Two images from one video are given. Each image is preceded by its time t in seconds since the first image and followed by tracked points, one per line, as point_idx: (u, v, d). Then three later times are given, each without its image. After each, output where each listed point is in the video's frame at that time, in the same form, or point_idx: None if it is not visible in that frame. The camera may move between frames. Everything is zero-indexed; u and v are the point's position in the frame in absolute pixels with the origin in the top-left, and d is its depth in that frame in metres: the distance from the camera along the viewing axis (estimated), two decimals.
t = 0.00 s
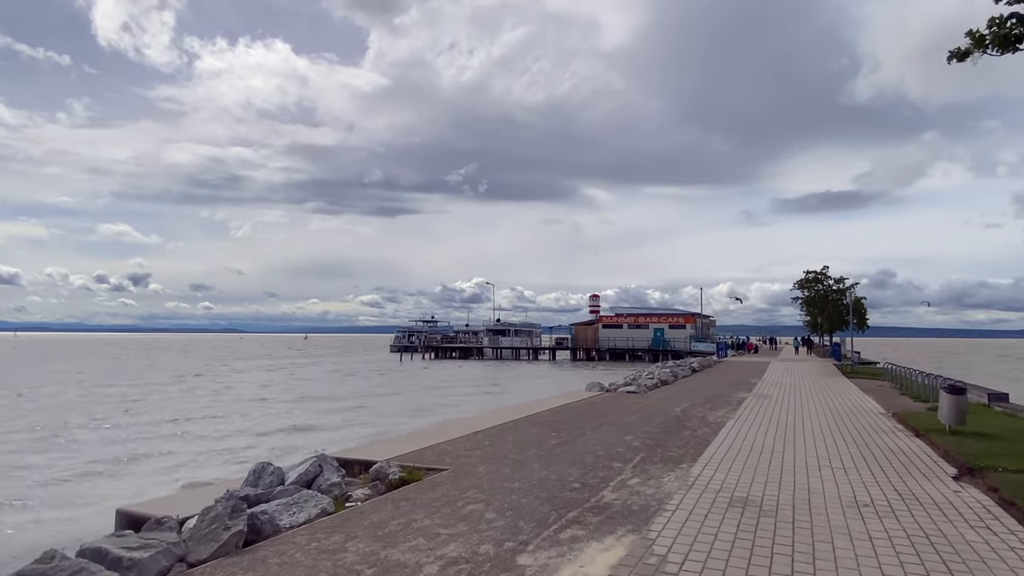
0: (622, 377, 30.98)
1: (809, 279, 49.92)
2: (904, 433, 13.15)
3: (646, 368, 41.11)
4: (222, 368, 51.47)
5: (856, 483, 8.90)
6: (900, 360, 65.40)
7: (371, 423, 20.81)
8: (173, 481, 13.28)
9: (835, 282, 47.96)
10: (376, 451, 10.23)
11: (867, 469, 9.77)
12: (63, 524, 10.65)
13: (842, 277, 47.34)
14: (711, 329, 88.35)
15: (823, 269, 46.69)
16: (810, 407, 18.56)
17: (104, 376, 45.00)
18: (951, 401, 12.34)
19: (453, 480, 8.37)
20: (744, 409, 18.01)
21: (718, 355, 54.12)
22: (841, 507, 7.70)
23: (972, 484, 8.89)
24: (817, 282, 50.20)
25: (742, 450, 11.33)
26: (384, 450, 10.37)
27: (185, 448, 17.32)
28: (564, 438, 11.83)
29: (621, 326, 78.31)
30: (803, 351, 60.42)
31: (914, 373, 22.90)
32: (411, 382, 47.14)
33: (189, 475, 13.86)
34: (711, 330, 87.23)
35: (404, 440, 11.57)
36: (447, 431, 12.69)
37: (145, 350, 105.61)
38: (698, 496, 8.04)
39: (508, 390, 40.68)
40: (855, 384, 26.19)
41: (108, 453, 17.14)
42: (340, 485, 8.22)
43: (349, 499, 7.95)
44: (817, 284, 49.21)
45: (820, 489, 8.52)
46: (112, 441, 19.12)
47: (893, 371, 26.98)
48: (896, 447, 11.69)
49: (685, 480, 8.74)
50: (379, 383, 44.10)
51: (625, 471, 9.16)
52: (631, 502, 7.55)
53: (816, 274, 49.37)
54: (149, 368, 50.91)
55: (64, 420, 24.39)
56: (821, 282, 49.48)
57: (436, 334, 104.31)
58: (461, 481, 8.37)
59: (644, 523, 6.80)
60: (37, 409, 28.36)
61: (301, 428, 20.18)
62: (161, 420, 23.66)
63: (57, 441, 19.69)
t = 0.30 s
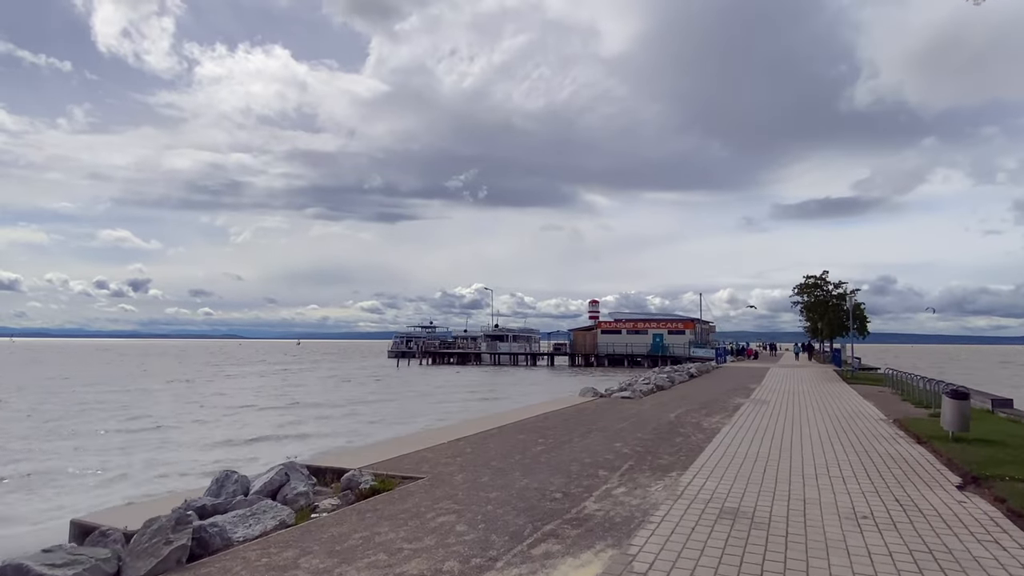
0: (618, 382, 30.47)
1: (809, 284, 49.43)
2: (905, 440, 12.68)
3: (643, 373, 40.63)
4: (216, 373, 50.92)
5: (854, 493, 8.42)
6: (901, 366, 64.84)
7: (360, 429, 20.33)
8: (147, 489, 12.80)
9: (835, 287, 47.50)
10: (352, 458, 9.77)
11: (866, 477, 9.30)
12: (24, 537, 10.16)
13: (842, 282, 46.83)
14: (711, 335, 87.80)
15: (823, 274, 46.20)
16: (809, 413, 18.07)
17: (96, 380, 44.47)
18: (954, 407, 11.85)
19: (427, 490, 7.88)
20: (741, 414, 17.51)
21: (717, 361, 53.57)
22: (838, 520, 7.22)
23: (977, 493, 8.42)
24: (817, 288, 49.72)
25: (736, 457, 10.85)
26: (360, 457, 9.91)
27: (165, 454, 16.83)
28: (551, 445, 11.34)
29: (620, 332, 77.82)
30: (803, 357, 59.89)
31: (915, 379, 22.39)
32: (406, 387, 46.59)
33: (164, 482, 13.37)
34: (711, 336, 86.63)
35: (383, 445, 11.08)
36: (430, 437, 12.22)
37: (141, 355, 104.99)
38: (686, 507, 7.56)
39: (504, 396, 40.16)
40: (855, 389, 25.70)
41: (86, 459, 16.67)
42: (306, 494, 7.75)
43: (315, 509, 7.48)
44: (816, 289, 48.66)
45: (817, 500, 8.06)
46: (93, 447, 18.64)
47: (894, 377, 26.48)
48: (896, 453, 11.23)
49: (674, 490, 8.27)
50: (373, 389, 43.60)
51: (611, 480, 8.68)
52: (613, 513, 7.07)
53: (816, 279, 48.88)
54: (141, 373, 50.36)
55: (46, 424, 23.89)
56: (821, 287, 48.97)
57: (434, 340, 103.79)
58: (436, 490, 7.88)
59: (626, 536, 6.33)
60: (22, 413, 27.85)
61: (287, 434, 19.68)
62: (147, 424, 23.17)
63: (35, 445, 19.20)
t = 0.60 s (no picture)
0: (614, 388, 30.03)
1: (808, 287, 48.99)
2: (906, 450, 12.21)
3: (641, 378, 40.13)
4: (210, 378, 50.39)
5: (855, 511, 7.93)
6: (900, 370, 64.41)
7: (348, 437, 19.85)
8: (119, 505, 12.33)
9: (834, 291, 47.03)
10: (328, 472, 9.30)
11: (867, 492, 8.82)
12: None
13: (841, 286, 46.37)
14: (710, 339, 87.34)
15: (822, 278, 45.76)
16: (808, 421, 17.58)
17: (86, 386, 43.90)
18: (957, 416, 11.40)
19: (400, 507, 7.41)
20: (738, 422, 17.02)
21: (716, 365, 53.09)
22: (838, 541, 6.73)
23: (985, 510, 7.93)
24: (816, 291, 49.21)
25: (730, 469, 10.37)
26: (335, 470, 9.45)
27: (146, 466, 16.37)
28: (537, 456, 10.83)
29: (618, 336, 77.41)
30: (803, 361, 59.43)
31: (916, 385, 21.93)
32: (401, 393, 46.07)
33: (139, 497, 12.90)
34: (709, 340, 86.16)
35: (362, 456, 10.62)
36: (413, 447, 11.75)
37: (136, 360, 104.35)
38: (675, 527, 7.06)
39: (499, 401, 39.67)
40: (855, 395, 25.22)
41: (64, 470, 16.17)
42: (270, 513, 7.29)
43: (278, 529, 7.02)
44: (815, 293, 48.16)
45: (814, 518, 7.57)
46: (72, 457, 18.14)
47: (895, 382, 25.99)
48: (898, 465, 10.76)
49: (663, 507, 7.77)
50: (367, 394, 43.07)
51: (597, 496, 8.19)
52: (597, 534, 6.57)
53: (815, 283, 48.42)
54: (134, 379, 49.82)
55: (29, 432, 23.38)
56: (820, 290, 48.46)
57: (432, 344, 103.28)
58: (408, 508, 7.40)
59: (608, 562, 5.82)
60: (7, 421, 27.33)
61: (272, 442, 19.18)
62: (131, 432, 22.65)
63: (14, 456, 18.70)
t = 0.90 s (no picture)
0: (608, 389, 29.61)
1: (805, 288, 48.67)
2: (906, 452, 11.76)
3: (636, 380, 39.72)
4: (201, 379, 49.87)
5: (853, 517, 7.47)
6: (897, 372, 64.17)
7: (334, 436, 19.44)
8: (88, 509, 11.87)
9: (831, 292, 46.71)
10: (299, 475, 8.86)
11: (866, 497, 8.36)
12: None
13: (837, 287, 46.07)
14: (706, 341, 87.01)
15: (820, 279, 45.44)
16: (804, 422, 17.15)
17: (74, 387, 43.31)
18: (958, 417, 10.98)
19: (367, 514, 6.94)
20: (733, 424, 16.57)
21: (712, 367, 52.73)
22: (835, 551, 6.26)
23: (990, 517, 7.47)
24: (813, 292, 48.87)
25: (722, 472, 9.90)
26: (307, 473, 9.03)
27: (122, 467, 15.89)
28: (521, 459, 10.36)
29: (614, 338, 77.09)
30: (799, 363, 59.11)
31: (914, 385, 21.52)
32: (394, 395, 45.58)
33: (109, 500, 12.43)
34: (706, 342, 85.80)
35: (337, 459, 10.19)
36: (393, 449, 11.34)
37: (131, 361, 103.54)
38: (662, 535, 6.58)
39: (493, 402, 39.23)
40: (852, 397, 24.83)
41: (39, 471, 15.72)
42: (228, 519, 6.83)
43: (234, 537, 6.53)
44: (812, 294, 47.82)
45: (810, 526, 7.11)
46: (48, 458, 17.64)
47: (893, 383, 25.62)
48: (897, 468, 10.31)
49: (649, 513, 7.30)
50: (359, 395, 42.56)
51: (580, 501, 7.71)
52: (576, 543, 6.09)
53: (812, 284, 48.10)
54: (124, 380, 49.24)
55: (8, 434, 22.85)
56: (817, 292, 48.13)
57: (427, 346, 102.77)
58: (376, 514, 6.93)
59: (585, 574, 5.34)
60: None
61: (255, 441, 18.72)
62: (114, 433, 22.15)
63: None
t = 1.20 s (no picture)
0: (600, 390, 29.19)
1: (800, 288, 48.35)
2: (904, 459, 11.30)
3: (629, 381, 39.30)
4: (190, 381, 49.24)
5: (849, 533, 7.00)
6: (892, 373, 63.96)
7: (318, 440, 18.95)
8: (51, 519, 11.38)
9: (826, 293, 46.37)
10: (265, 486, 8.40)
11: (862, 510, 7.90)
12: None
13: (833, 287, 45.74)
14: (702, 342, 86.69)
15: (815, 279, 45.10)
16: (799, 425, 16.72)
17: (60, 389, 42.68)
18: (957, 422, 10.54)
19: (328, 532, 6.45)
20: (725, 427, 16.12)
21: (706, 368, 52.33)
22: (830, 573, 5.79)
23: (995, 532, 7.00)
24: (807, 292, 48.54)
25: (712, 482, 9.44)
26: (274, 483, 8.60)
27: (94, 473, 15.38)
28: (502, 468, 9.87)
29: (609, 338, 76.76)
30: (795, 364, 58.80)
31: (910, 387, 21.12)
32: (386, 396, 45.07)
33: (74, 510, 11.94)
34: (701, 343, 85.48)
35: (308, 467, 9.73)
36: (370, 456, 10.88)
37: (123, 362, 102.70)
38: (643, 554, 6.10)
39: (484, 404, 38.74)
40: (847, 398, 24.40)
41: (8, 479, 15.21)
42: (178, 537, 6.37)
43: (182, 558, 6.07)
44: (807, 295, 47.48)
45: (802, 543, 6.64)
46: (21, 464, 17.13)
47: (888, 385, 25.23)
48: (894, 476, 9.86)
49: (632, 530, 6.80)
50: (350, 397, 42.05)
51: (559, 515, 7.22)
52: (550, 566, 5.60)
53: (807, 284, 47.75)
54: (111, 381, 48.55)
55: None
56: (812, 292, 47.80)
57: (421, 347, 102.24)
58: (338, 533, 6.43)
59: None
60: None
61: (236, 445, 18.24)
62: (93, 436, 21.61)
63: None
